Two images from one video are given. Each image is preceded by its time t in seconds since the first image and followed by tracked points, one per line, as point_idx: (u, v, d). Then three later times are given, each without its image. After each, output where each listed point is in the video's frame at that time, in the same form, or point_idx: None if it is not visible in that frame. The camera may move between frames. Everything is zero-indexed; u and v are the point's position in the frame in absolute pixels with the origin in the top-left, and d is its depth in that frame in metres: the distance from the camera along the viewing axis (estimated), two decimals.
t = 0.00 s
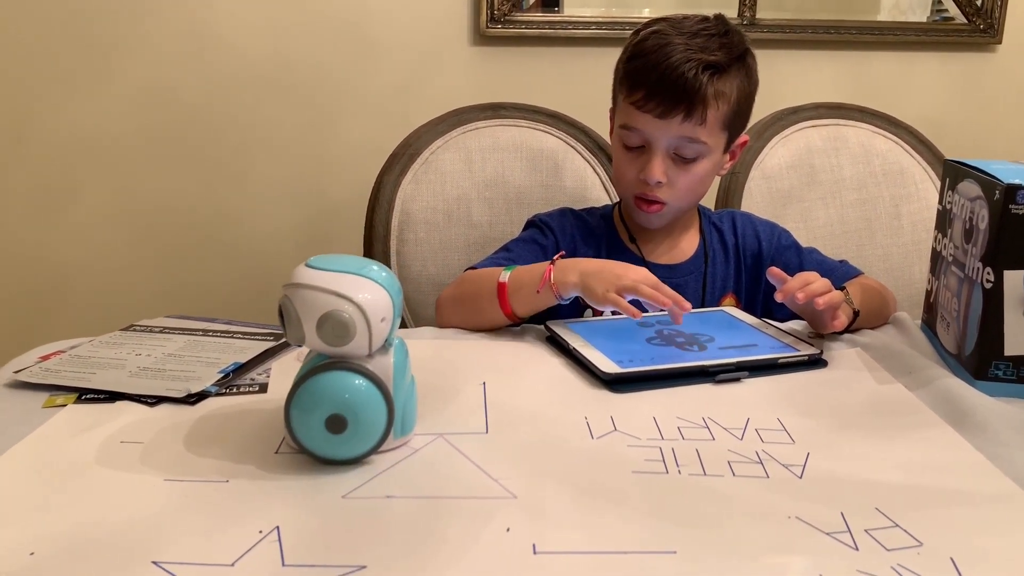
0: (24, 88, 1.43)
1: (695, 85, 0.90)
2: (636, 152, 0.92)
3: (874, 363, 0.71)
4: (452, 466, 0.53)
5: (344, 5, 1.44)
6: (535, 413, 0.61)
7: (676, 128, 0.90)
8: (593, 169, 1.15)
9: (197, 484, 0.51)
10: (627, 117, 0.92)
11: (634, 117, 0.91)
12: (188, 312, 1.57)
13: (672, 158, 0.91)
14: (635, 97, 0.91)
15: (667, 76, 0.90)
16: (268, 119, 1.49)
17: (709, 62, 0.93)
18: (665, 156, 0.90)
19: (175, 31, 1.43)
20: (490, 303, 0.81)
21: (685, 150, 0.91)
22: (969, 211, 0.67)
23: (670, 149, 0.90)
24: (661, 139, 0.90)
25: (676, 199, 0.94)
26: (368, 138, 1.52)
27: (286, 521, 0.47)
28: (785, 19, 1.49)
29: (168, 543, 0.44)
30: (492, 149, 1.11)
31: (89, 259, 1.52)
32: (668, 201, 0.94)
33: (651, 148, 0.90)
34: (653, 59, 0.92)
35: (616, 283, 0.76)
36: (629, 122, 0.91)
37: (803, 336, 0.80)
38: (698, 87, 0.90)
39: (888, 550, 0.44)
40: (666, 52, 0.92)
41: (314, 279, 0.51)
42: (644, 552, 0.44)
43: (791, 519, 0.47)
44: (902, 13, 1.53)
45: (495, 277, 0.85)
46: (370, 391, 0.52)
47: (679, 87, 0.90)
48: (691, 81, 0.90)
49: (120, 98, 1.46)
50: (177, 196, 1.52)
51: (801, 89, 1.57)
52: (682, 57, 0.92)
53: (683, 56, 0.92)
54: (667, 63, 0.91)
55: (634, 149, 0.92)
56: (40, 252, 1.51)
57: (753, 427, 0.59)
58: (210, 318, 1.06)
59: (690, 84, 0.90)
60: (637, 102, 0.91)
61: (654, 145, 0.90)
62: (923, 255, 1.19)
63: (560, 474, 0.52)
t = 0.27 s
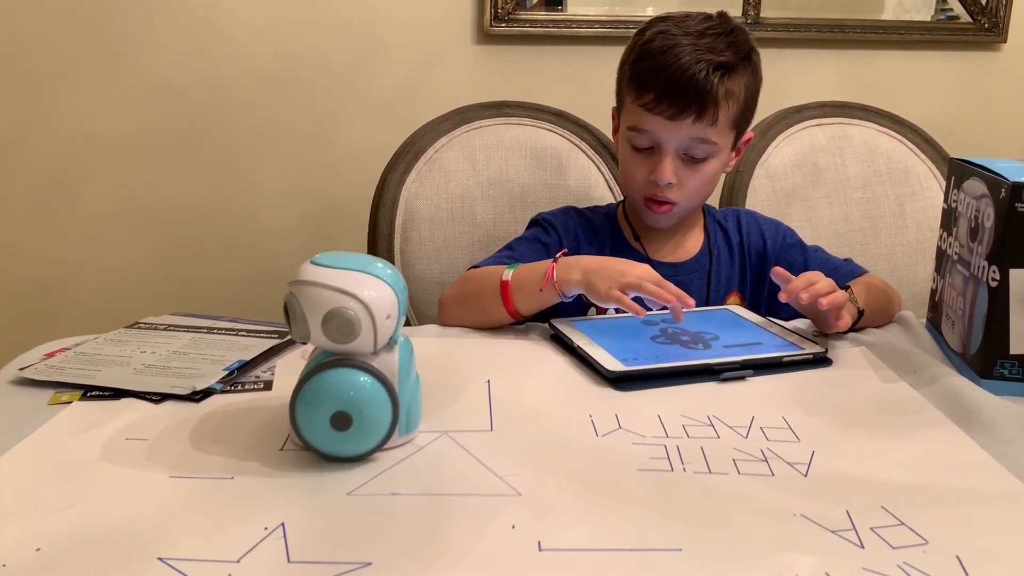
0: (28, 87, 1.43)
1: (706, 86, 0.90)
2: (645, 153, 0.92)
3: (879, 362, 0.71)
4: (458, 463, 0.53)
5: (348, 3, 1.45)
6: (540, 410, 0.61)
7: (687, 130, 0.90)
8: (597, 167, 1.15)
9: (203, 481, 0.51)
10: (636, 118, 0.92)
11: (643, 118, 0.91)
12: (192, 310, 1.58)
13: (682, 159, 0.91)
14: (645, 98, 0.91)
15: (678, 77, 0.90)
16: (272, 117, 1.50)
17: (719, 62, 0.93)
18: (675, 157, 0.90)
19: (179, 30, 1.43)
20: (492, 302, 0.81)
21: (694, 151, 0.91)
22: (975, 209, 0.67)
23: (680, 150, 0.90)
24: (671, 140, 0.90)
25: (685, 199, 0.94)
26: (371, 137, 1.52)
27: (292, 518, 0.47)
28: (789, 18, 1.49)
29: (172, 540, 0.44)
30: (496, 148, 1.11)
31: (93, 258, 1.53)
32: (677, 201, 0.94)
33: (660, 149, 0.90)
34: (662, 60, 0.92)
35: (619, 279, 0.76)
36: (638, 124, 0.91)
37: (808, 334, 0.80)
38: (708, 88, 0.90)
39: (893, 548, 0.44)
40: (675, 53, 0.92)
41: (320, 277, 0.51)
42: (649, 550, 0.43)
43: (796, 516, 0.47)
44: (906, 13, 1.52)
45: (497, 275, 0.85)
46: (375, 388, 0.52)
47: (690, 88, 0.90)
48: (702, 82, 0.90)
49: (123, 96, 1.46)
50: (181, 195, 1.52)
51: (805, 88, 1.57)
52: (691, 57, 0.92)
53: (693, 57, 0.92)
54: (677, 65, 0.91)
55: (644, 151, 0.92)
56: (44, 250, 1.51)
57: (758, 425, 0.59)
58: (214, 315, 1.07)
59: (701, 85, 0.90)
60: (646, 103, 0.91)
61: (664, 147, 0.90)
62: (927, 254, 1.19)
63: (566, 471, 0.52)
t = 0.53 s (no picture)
0: (31, 85, 1.43)
1: (709, 84, 0.90)
2: (648, 152, 0.92)
3: (882, 361, 0.71)
4: (461, 461, 0.53)
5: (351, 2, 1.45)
6: (543, 408, 0.61)
7: (689, 128, 0.90)
8: (600, 166, 1.15)
9: (206, 478, 0.51)
10: (639, 117, 0.92)
11: (646, 117, 0.91)
12: (194, 309, 1.58)
13: (685, 158, 0.91)
14: (648, 97, 0.91)
15: (680, 76, 0.90)
16: (275, 116, 1.50)
17: (721, 61, 0.93)
18: (678, 156, 0.90)
19: (181, 28, 1.44)
20: (499, 301, 0.81)
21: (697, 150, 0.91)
22: (978, 208, 0.66)
23: (682, 149, 0.90)
24: (674, 139, 0.90)
25: (688, 198, 0.94)
26: (374, 135, 1.52)
27: (295, 515, 0.47)
28: (792, 17, 1.49)
29: (176, 537, 0.44)
30: (499, 146, 1.11)
31: (95, 256, 1.53)
32: (680, 200, 0.94)
33: (663, 148, 0.90)
34: (665, 59, 0.92)
35: (626, 280, 0.76)
36: (641, 123, 0.91)
37: (810, 333, 0.80)
38: (711, 87, 0.90)
39: (896, 547, 0.44)
40: (678, 52, 0.92)
41: (323, 274, 0.51)
42: (652, 548, 0.43)
43: (799, 515, 0.47)
44: (910, 11, 1.52)
45: (504, 274, 0.85)
46: (378, 385, 0.52)
47: (693, 87, 0.90)
48: (704, 81, 0.90)
49: (126, 94, 1.46)
50: (183, 193, 1.52)
51: (808, 86, 1.57)
52: (694, 56, 0.92)
53: (696, 56, 0.92)
54: (680, 64, 0.91)
55: (646, 150, 0.92)
56: (46, 248, 1.51)
57: (761, 424, 0.59)
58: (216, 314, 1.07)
59: (704, 84, 0.90)
60: (649, 102, 0.91)
61: (667, 145, 0.90)
62: (930, 254, 1.18)
63: (569, 469, 0.52)
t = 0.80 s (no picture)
0: (34, 83, 1.43)
1: (709, 81, 0.90)
2: (649, 149, 0.92)
3: (886, 359, 0.71)
4: (465, 458, 0.53)
5: None
6: (547, 406, 0.61)
7: (690, 125, 0.90)
8: (603, 164, 1.15)
9: (210, 475, 0.51)
10: (640, 114, 0.92)
11: (647, 114, 0.91)
12: (197, 307, 1.58)
13: (685, 154, 0.91)
14: (648, 93, 0.91)
15: (681, 72, 0.90)
16: (277, 113, 1.50)
17: (722, 57, 0.93)
18: (679, 153, 0.90)
19: (184, 25, 1.43)
20: (511, 301, 0.81)
21: (698, 146, 0.91)
22: (983, 206, 0.66)
23: (684, 145, 0.90)
24: (675, 135, 0.90)
25: (689, 195, 0.94)
26: (376, 133, 1.52)
27: (299, 512, 0.47)
28: (795, 15, 1.49)
29: (180, 534, 0.44)
30: (502, 144, 1.11)
31: (98, 253, 1.53)
32: (681, 197, 0.94)
33: (664, 144, 0.90)
34: (666, 56, 0.92)
35: (647, 289, 0.76)
36: (642, 119, 0.91)
37: (814, 332, 0.80)
38: (712, 83, 0.90)
39: (901, 544, 0.44)
40: (679, 48, 0.92)
41: (327, 271, 0.51)
42: (657, 545, 0.43)
43: (804, 513, 0.47)
44: (913, 10, 1.52)
45: (518, 275, 0.84)
46: (382, 383, 0.52)
47: (693, 83, 0.90)
48: (705, 77, 0.90)
49: (128, 91, 1.46)
50: (185, 191, 1.52)
51: (810, 85, 1.56)
52: (695, 53, 0.91)
53: (697, 53, 0.92)
54: (681, 60, 0.91)
55: (648, 146, 0.92)
56: (49, 246, 1.51)
57: (765, 422, 0.59)
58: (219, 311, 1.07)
59: (705, 81, 0.90)
60: (650, 98, 0.91)
61: (668, 142, 0.90)
62: (934, 252, 1.18)
63: (573, 466, 0.52)
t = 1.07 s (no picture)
0: (36, 81, 1.44)
1: (709, 78, 0.90)
2: (649, 146, 0.92)
3: (888, 358, 0.71)
4: (467, 456, 0.53)
5: None
6: (549, 403, 0.61)
7: (690, 122, 0.90)
8: (605, 163, 1.15)
9: (213, 471, 0.51)
10: (640, 110, 0.92)
11: (647, 110, 0.91)
12: (199, 305, 1.58)
13: (685, 151, 0.91)
14: (648, 90, 0.91)
15: (681, 69, 0.90)
16: (279, 111, 1.50)
17: (723, 54, 0.93)
18: (678, 150, 0.90)
19: (186, 23, 1.43)
20: (513, 299, 0.81)
21: (698, 143, 0.91)
22: (986, 205, 0.66)
23: (684, 143, 0.90)
24: (674, 132, 0.90)
25: (690, 193, 0.94)
26: (378, 132, 1.52)
27: (302, 509, 0.47)
28: (797, 14, 1.49)
29: (182, 530, 0.44)
30: (504, 143, 1.11)
31: (100, 251, 1.53)
32: (682, 194, 0.94)
33: (664, 141, 0.90)
34: (666, 53, 0.92)
35: (649, 287, 0.76)
36: (642, 116, 0.91)
37: (816, 330, 0.80)
38: (711, 80, 0.90)
39: (903, 542, 0.44)
40: (680, 45, 0.92)
41: (328, 268, 0.51)
42: (659, 543, 0.44)
43: (806, 511, 0.47)
44: (916, 9, 1.52)
45: (521, 273, 0.84)
46: (384, 380, 0.52)
47: (693, 80, 0.89)
48: (705, 74, 0.90)
49: (131, 89, 1.46)
50: (187, 189, 1.52)
51: (813, 84, 1.56)
52: (696, 49, 0.91)
53: (697, 50, 0.91)
54: (681, 57, 0.91)
55: (648, 143, 0.92)
56: (51, 244, 1.51)
57: (767, 420, 0.59)
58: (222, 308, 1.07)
59: (704, 77, 0.90)
60: (650, 95, 0.91)
61: (667, 139, 0.90)
62: (935, 251, 1.18)
63: (576, 464, 0.52)
